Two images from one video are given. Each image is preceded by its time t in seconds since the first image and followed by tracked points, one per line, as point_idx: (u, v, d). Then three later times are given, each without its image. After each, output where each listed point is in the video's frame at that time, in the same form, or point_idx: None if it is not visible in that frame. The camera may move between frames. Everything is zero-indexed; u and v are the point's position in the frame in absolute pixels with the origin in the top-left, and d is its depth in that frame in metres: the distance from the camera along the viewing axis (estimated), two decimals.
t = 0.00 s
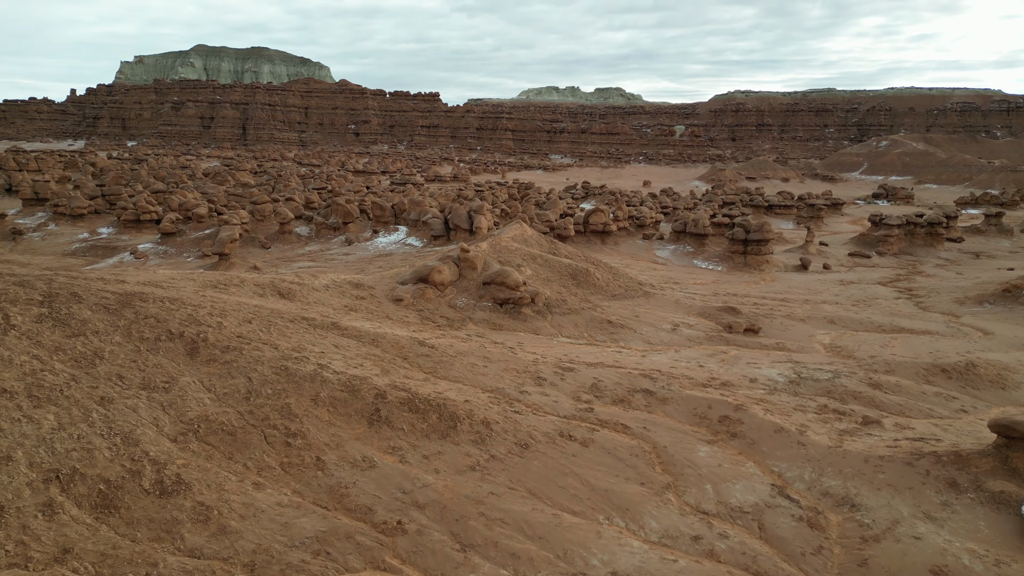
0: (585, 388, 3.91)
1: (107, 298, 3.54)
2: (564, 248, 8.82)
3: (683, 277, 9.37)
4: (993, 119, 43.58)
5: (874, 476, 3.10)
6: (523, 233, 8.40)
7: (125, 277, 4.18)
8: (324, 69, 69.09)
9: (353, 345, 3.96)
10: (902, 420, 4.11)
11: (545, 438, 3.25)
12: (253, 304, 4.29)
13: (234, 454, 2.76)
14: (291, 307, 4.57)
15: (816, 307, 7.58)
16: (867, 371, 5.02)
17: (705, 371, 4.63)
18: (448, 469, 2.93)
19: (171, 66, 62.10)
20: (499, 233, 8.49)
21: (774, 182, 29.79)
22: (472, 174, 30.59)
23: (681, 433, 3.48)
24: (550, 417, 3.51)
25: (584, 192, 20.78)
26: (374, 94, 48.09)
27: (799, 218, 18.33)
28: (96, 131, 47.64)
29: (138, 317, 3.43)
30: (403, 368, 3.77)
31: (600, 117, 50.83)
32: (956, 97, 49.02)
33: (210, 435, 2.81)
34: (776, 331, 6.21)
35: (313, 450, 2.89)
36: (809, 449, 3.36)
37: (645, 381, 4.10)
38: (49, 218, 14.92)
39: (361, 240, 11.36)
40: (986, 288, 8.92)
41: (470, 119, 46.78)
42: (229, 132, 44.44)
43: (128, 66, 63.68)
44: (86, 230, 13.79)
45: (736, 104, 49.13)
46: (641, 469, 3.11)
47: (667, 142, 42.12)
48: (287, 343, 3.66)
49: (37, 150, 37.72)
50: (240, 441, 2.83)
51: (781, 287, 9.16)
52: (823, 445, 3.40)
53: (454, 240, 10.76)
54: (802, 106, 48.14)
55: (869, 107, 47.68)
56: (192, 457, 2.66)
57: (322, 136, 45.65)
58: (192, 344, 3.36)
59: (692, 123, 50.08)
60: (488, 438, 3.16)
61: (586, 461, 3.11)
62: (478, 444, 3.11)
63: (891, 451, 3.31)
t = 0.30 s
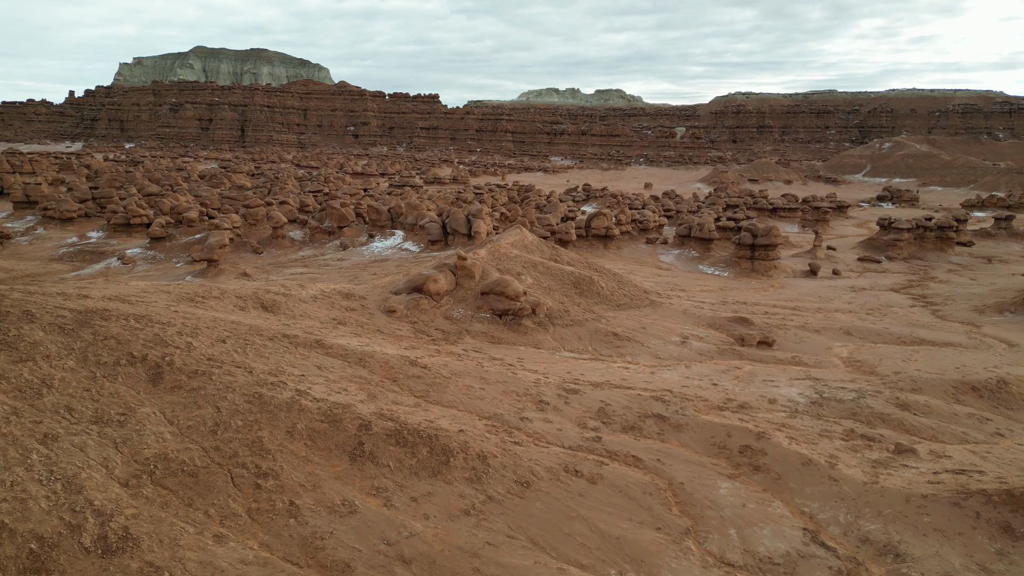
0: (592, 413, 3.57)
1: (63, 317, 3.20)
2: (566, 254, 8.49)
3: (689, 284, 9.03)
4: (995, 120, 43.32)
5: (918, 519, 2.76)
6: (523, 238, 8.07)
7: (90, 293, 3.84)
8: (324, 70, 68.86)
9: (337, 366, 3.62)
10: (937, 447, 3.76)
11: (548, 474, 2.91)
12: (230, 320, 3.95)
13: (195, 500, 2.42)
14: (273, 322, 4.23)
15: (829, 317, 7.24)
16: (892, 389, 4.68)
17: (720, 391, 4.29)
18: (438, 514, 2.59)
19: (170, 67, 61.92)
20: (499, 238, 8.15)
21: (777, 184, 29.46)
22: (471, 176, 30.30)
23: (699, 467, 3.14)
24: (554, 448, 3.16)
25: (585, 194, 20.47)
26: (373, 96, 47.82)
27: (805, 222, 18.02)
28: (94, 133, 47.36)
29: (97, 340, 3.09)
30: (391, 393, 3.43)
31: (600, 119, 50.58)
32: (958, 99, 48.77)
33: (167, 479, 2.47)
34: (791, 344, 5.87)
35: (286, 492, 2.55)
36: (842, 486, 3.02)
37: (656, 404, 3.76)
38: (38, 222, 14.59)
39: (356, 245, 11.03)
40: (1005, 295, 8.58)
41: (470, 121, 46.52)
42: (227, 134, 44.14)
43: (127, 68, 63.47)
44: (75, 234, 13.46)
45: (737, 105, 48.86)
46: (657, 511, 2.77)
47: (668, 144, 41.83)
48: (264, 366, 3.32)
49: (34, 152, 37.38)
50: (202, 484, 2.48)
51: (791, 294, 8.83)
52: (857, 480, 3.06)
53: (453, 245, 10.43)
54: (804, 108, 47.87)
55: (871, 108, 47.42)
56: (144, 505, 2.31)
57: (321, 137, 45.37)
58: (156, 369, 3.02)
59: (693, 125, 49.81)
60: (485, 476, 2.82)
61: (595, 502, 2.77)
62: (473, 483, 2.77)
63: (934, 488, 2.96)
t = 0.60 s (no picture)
0: (599, 442, 3.23)
1: (10, 337, 2.87)
2: (568, 258, 8.15)
3: (697, 290, 8.69)
4: (998, 120, 43.03)
5: (973, 571, 2.41)
6: (524, 242, 7.73)
7: (48, 308, 3.51)
8: (323, 70, 68.55)
9: (318, 390, 3.28)
10: (979, 478, 3.42)
11: (552, 518, 2.57)
12: (202, 336, 3.61)
13: (143, 559, 2.07)
14: (251, 337, 3.90)
15: (845, 326, 6.90)
16: (921, 409, 4.34)
17: (737, 413, 3.95)
18: (426, 571, 2.25)
19: (169, 67, 61.64)
20: (498, 243, 7.82)
21: (779, 184, 29.12)
22: (471, 176, 29.98)
23: (720, 507, 2.80)
24: (558, 484, 2.82)
25: (586, 196, 20.14)
26: (372, 96, 47.49)
27: (810, 224, 17.68)
28: (91, 133, 47.03)
29: (44, 366, 2.75)
30: (377, 421, 3.09)
31: (601, 118, 50.27)
32: (960, 98, 48.48)
33: (111, 533, 2.13)
34: (808, 356, 5.54)
35: (251, 546, 2.21)
36: (883, 529, 2.68)
37: (670, 430, 3.41)
38: (26, 224, 14.25)
39: (351, 248, 10.70)
40: None
41: (470, 121, 46.20)
42: (225, 134, 43.81)
43: (126, 67, 63.13)
44: (63, 236, 13.12)
45: (738, 105, 48.57)
46: (676, 563, 2.44)
47: (669, 144, 41.51)
48: (234, 392, 2.98)
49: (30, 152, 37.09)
50: (152, 539, 2.14)
51: (801, 300, 8.49)
52: (898, 522, 2.72)
53: (450, 249, 10.10)
54: (805, 108, 47.58)
55: (873, 108, 47.09)
56: (80, 568, 1.97)
57: (320, 138, 45.06)
58: (110, 399, 2.68)
59: (693, 125, 49.51)
60: (480, 522, 2.48)
61: (605, 554, 2.43)
62: (466, 532, 2.43)
63: (987, 532, 2.61)
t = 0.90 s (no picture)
0: (608, 477, 2.90)
1: None
2: (569, 263, 7.82)
3: (703, 296, 8.36)
4: (1000, 120, 42.74)
5: None
6: (524, 246, 7.40)
7: None
8: (322, 70, 68.20)
9: (295, 420, 2.94)
10: None
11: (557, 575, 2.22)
12: (169, 356, 3.27)
13: None
14: (225, 356, 3.56)
15: (861, 336, 6.57)
16: (956, 431, 4.00)
17: (759, 439, 3.60)
18: None
19: (168, 67, 61.43)
20: (497, 248, 7.50)
21: (782, 185, 28.78)
22: (470, 177, 29.66)
23: (748, 559, 2.47)
24: (564, 531, 2.48)
25: (588, 197, 19.81)
26: (371, 96, 47.16)
27: (815, 226, 17.34)
28: (89, 133, 46.73)
29: None
30: (359, 457, 2.75)
31: (601, 118, 49.97)
32: (963, 98, 48.15)
33: None
34: (827, 371, 5.20)
35: None
36: None
37: (687, 462, 3.07)
38: (14, 226, 13.92)
39: (346, 251, 10.36)
40: None
41: (469, 121, 45.87)
42: (223, 134, 43.50)
43: (125, 68, 62.91)
44: (51, 239, 12.78)
45: (739, 105, 48.25)
46: None
47: (670, 144, 41.19)
48: (197, 424, 2.64)
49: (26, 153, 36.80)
50: None
51: (813, 306, 8.15)
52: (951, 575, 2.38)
53: (448, 253, 9.76)
54: (807, 108, 47.26)
55: (874, 108, 46.79)
56: None
57: (319, 138, 44.70)
58: (51, 437, 2.35)
59: (694, 126, 49.22)
60: None
61: None
62: None
63: None
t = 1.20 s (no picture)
0: (621, 522, 2.56)
1: None
2: (571, 268, 7.50)
3: (711, 303, 8.03)
4: (1002, 120, 42.45)
5: None
6: (524, 250, 7.08)
7: None
8: (322, 70, 67.80)
9: (266, 456, 2.60)
10: None
11: None
12: (128, 382, 2.93)
13: None
14: (195, 378, 3.22)
15: (880, 347, 6.23)
16: (996, 458, 3.66)
17: (784, 470, 3.26)
18: None
19: (166, 67, 61.21)
20: (495, 253, 7.18)
21: (785, 185, 28.45)
22: (469, 177, 29.32)
23: None
24: None
25: (589, 198, 19.48)
26: (371, 96, 46.81)
27: (821, 228, 17.01)
28: (86, 133, 46.42)
29: None
30: (336, 501, 2.40)
31: (602, 118, 49.66)
32: (965, 97, 47.83)
33: None
34: (848, 387, 4.86)
35: None
36: None
37: (708, 502, 2.73)
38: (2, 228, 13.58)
39: (340, 255, 10.02)
40: None
41: (469, 121, 45.53)
42: (221, 134, 43.19)
43: (123, 68, 62.67)
44: (39, 242, 12.44)
45: (741, 104, 47.94)
46: None
47: (671, 144, 40.86)
48: (149, 467, 2.29)
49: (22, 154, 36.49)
50: None
51: (826, 314, 7.81)
52: None
53: (445, 257, 9.41)
54: (809, 107, 46.94)
55: (876, 108, 46.47)
56: None
57: (317, 137, 44.36)
58: None
59: (695, 126, 48.87)
60: None
61: None
62: None
63: None
